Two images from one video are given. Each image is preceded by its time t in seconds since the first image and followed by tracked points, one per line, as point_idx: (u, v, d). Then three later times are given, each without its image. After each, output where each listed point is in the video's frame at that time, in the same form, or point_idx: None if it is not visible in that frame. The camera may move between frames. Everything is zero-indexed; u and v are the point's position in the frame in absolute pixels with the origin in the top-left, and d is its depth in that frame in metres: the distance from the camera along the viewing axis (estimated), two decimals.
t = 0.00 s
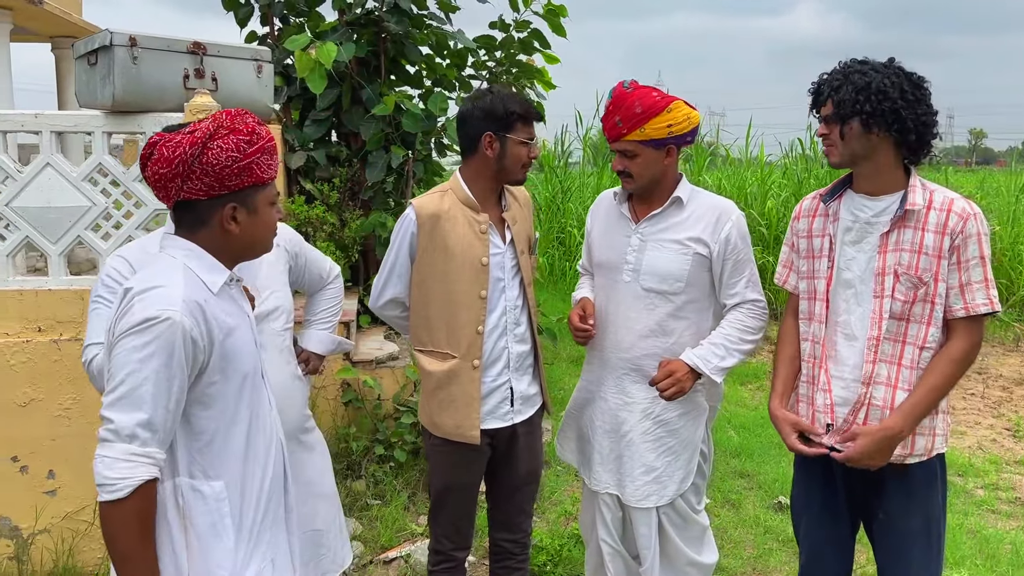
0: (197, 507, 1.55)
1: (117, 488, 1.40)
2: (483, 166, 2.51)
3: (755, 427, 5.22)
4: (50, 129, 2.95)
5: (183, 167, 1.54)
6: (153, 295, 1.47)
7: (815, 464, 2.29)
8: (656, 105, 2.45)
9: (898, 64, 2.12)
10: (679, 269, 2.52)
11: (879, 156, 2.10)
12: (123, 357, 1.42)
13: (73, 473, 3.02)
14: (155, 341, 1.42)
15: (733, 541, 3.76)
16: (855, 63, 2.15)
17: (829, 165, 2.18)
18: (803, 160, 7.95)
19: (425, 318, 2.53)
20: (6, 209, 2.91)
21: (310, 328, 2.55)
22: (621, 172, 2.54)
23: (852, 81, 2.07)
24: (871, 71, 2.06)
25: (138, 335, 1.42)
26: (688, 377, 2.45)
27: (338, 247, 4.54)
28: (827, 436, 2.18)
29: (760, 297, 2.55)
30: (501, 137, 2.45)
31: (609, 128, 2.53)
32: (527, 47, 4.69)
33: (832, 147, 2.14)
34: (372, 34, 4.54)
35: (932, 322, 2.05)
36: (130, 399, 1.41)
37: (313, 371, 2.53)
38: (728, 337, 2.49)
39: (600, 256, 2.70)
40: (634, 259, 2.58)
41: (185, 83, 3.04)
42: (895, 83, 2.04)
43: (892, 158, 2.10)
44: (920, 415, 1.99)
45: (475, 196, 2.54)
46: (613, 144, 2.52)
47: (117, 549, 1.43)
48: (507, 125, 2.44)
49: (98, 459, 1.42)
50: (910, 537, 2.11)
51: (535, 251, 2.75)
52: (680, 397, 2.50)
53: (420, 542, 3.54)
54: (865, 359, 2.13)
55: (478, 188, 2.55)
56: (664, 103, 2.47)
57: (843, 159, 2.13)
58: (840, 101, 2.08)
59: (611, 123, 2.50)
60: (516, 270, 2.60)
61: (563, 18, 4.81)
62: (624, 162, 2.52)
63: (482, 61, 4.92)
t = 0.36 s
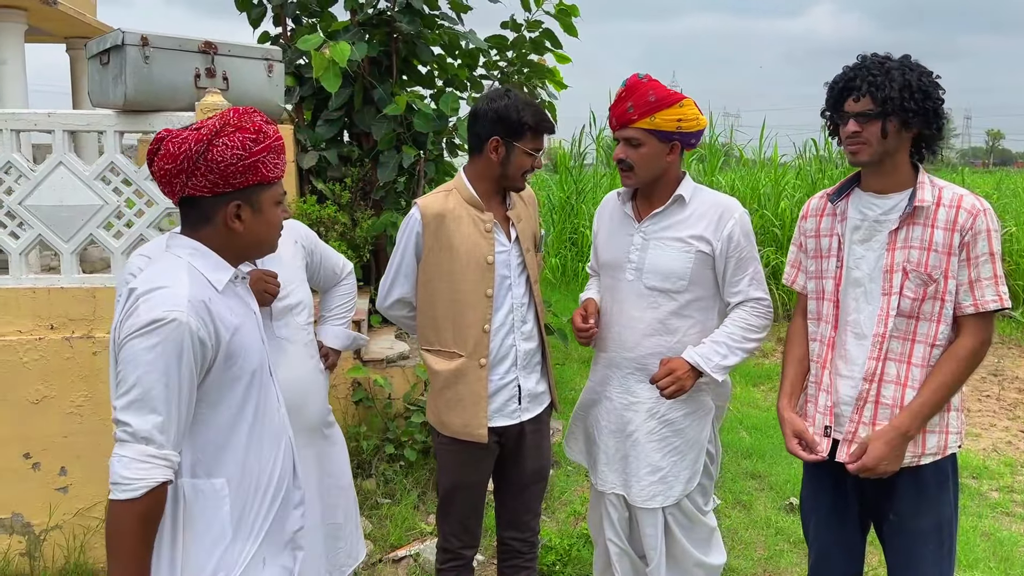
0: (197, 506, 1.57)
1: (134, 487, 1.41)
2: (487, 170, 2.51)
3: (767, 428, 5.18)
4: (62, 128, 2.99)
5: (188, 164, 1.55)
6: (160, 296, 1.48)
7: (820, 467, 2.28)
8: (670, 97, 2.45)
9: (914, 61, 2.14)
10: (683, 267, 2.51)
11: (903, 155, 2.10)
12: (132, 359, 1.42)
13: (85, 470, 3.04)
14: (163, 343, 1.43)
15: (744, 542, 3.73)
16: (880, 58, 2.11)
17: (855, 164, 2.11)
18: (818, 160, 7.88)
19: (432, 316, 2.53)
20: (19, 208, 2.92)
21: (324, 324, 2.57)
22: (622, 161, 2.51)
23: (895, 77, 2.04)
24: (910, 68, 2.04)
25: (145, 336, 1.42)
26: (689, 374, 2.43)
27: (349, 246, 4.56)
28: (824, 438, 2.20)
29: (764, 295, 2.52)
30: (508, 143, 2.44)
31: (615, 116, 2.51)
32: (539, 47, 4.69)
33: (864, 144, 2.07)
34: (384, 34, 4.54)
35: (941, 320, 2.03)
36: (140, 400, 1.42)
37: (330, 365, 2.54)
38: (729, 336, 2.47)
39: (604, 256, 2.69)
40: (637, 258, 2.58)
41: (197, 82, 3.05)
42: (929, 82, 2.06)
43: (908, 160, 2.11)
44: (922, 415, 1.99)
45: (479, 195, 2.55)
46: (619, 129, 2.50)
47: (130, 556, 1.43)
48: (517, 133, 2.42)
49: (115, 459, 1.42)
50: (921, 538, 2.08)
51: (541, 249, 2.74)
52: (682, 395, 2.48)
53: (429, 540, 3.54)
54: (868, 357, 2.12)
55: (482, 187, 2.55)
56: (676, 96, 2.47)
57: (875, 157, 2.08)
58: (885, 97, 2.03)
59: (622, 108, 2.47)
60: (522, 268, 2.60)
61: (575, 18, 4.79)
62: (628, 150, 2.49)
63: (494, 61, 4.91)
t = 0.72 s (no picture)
0: (205, 504, 1.57)
1: (138, 490, 1.42)
2: (491, 167, 2.50)
3: (776, 429, 5.15)
4: (72, 128, 3.00)
5: (191, 163, 1.55)
6: (155, 296, 1.48)
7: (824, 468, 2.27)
8: (675, 102, 2.44)
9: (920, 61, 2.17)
10: (689, 269, 2.50)
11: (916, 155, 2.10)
12: (129, 361, 1.43)
13: (93, 469, 3.05)
14: (158, 343, 1.43)
15: (753, 544, 3.71)
16: (907, 56, 2.08)
17: (877, 163, 2.06)
18: (829, 161, 7.83)
19: (435, 317, 2.53)
20: (28, 208, 2.94)
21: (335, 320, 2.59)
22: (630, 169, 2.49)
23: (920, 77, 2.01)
24: (935, 68, 2.05)
25: (141, 338, 1.43)
26: (692, 374, 2.42)
27: (358, 245, 4.58)
28: (832, 440, 2.18)
29: (770, 298, 2.51)
30: (512, 140, 2.42)
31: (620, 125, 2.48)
32: (547, 47, 4.67)
33: (890, 144, 2.04)
34: (393, 35, 4.54)
35: (957, 318, 2.01)
36: (139, 402, 1.43)
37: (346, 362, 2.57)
38: (734, 338, 2.45)
39: (610, 256, 2.68)
40: (644, 258, 2.57)
41: (205, 82, 3.06)
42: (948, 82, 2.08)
43: (915, 159, 2.09)
44: (962, 418, 1.97)
45: (483, 195, 2.54)
46: (625, 138, 2.48)
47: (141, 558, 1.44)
48: (518, 129, 2.41)
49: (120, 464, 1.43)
50: (935, 540, 2.06)
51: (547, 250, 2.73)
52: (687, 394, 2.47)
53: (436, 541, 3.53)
54: (887, 360, 2.09)
55: (486, 187, 2.54)
56: (681, 101, 2.45)
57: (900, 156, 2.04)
58: (920, 96, 2.01)
59: (628, 115, 2.45)
60: (527, 269, 2.59)
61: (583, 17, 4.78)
62: (636, 159, 2.47)
63: (502, 61, 4.91)
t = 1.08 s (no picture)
0: (204, 502, 1.57)
1: (142, 489, 1.42)
2: (490, 168, 2.51)
3: (783, 430, 5.13)
4: (78, 129, 3.01)
5: (201, 159, 1.55)
6: (154, 294, 1.49)
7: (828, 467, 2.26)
8: (668, 124, 2.37)
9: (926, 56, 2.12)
10: (705, 272, 2.52)
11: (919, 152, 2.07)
12: (129, 358, 1.44)
13: (99, 468, 3.07)
14: (157, 340, 1.44)
15: (759, 544, 3.69)
16: (898, 53, 2.09)
17: (871, 162, 2.07)
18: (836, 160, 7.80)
19: (435, 317, 2.53)
20: (34, 209, 2.95)
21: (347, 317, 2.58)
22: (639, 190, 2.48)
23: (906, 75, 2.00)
24: (926, 64, 2.02)
25: (141, 335, 1.44)
26: (708, 358, 2.42)
27: (364, 247, 4.55)
28: (842, 440, 2.17)
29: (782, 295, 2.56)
30: (509, 141, 2.43)
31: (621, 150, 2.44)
32: (552, 46, 4.67)
33: (881, 143, 2.03)
34: (398, 35, 4.54)
35: (965, 317, 2.00)
36: (138, 399, 1.43)
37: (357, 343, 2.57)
38: (749, 328, 2.46)
39: (620, 261, 2.65)
40: (660, 263, 2.56)
41: (210, 82, 3.07)
42: (945, 77, 2.03)
43: (921, 157, 2.08)
44: (969, 418, 1.97)
45: (483, 195, 2.54)
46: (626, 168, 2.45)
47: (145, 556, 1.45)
48: (516, 130, 2.42)
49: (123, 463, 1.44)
50: (942, 539, 2.05)
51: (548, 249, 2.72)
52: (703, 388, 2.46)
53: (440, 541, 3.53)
54: (895, 359, 2.07)
55: (487, 187, 2.54)
56: (675, 118, 2.38)
57: (891, 156, 2.04)
58: (905, 93, 1.99)
59: (624, 149, 2.41)
60: (528, 269, 2.59)
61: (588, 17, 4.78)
62: (644, 180, 2.45)
63: (508, 61, 4.90)
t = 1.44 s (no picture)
0: (204, 503, 1.56)
1: (142, 487, 1.42)
2: (488, 169, 2.50)
3: (788, 429, 5.11)
4: (82, 129, 3.01)
5: (213, 157, 1.54)
6: (158, 291, 1.48)
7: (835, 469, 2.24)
8: (682, 142, 2.33)
9: (932, 54, 2.05)
10: (720, 272, 2.51)
11: (915, 150, 2.04)
12: (132, 355, 1.43)
13: (103, 468, 3.06)
14: (160, 337, 1.43)
15: (764, 544, 3.67)
16: (889, 54, 2.08)
17: (862, 161, 2.12)
18: (840, 159, 7.77)
19: (437, 317, 2.53)
20: (38, 208, 2.94)
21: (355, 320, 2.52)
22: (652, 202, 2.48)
23: (886, 74, 2.00)
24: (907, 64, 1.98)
25: (144, 332, 1.43)
26: (734, 358, 2.44)
27: (368, 246, 4.58)
28: (849, 438, 2.15)
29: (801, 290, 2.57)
30: (506, 141, 2.42)
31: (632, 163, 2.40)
32: (556, 45, 4.66)
33: (866, 143, 2.08)
34: (401, 35, 4.53)
35: (971, 319, 1.99)
36: (139, 396, 1.42)
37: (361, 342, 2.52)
38: (774, 324, 2.48)
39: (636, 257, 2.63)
40: (675, 261, 2.55)
41: (213, 82, 3.06)
42: (932, 75, 1.97)
43: (931, 156, 2.06)
44: (964, 415, 1.95)
45: (484, 195, 2.53)
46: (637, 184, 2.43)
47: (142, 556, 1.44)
48: (512, 130, 2.40)
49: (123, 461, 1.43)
50: (947, 539, 2.04)
51: (551, 247, 2.70)
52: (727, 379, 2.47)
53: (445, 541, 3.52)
54: (900, 358, 2.06)
55: (489, 187, 2.53)
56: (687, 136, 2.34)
57: (878, 155, 2.07)
58: (874, 96, 2.01)
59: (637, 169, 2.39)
60: (529, 269, 2.57)
61: (592, 16, 4.76)
62: (659, 193, 2.45)
63: (511, 60, 4.89)
